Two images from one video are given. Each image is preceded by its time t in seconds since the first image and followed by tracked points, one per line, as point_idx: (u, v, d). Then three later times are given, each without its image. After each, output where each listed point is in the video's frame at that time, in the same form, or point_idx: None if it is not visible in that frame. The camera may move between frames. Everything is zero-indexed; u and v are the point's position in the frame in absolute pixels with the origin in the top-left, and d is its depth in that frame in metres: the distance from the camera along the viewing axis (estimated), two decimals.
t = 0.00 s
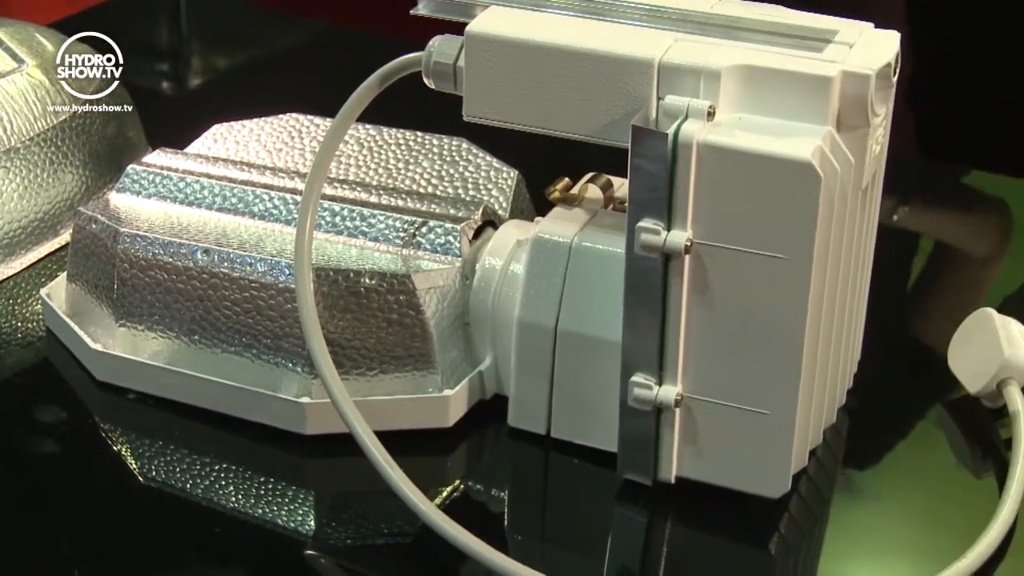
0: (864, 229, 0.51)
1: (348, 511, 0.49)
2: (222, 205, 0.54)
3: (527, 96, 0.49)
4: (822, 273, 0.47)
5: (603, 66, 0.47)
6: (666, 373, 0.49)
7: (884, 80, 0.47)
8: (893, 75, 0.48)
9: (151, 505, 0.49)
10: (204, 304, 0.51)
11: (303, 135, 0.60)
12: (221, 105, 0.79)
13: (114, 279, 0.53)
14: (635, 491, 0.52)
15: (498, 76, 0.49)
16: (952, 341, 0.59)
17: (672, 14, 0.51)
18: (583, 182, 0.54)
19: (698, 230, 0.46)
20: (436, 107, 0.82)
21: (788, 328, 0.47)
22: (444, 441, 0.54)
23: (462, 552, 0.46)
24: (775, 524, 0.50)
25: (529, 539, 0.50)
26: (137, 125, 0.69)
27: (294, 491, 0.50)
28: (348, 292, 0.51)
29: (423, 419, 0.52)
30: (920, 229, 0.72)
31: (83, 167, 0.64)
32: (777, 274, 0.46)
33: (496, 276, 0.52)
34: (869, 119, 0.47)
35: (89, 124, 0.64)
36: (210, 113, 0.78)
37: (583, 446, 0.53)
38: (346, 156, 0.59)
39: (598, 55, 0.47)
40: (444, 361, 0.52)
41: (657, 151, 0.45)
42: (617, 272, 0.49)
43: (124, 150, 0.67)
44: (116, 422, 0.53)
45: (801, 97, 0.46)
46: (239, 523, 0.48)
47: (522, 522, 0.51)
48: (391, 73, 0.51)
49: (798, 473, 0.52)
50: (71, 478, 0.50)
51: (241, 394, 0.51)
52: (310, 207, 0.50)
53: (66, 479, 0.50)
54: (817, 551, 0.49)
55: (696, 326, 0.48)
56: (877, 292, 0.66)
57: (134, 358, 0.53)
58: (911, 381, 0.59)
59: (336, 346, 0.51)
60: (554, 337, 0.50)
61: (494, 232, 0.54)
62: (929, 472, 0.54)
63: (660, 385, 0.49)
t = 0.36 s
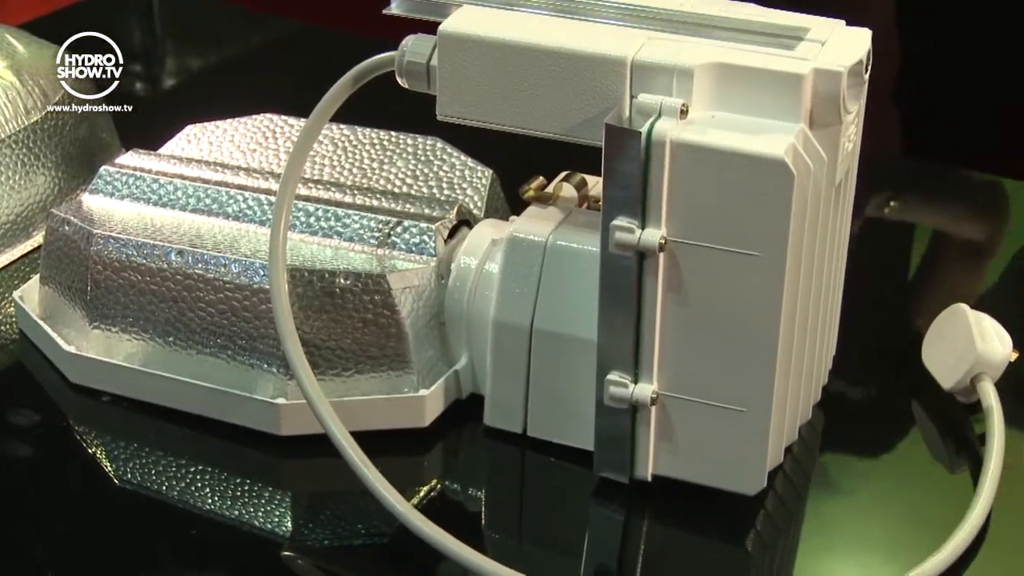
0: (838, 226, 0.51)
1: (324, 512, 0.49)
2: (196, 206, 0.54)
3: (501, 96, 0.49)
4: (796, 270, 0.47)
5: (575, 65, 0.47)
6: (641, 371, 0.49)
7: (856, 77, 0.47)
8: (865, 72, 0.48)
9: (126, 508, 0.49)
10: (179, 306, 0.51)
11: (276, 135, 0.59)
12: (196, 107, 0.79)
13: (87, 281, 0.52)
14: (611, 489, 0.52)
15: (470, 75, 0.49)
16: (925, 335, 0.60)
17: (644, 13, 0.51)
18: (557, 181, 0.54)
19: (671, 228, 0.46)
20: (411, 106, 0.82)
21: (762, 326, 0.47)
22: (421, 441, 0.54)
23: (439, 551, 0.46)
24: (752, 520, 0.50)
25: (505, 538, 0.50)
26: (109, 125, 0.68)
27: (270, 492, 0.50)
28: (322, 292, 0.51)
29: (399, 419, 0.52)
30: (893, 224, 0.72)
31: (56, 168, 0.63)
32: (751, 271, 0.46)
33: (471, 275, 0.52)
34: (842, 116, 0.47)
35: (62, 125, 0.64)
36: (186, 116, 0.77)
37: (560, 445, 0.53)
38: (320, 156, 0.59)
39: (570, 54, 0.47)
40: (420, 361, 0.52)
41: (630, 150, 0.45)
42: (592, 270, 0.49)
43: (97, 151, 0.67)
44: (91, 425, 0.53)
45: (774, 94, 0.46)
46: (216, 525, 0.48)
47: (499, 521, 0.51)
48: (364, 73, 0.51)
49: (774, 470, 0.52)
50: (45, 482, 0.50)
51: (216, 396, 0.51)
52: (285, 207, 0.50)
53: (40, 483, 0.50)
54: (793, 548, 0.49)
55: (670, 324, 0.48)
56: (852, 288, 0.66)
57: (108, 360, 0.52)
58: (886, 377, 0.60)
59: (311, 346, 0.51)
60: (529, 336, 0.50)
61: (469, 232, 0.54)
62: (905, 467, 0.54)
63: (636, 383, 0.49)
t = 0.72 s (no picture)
0: (816, 223, 0.52)
1: (306, 513, 0.49)
2: (175, 207, 0.54)
3: (480, 96, 0.49)
4: (775, 267, 0.47)
5: (553, 64, 0.47)
6: (622, 370, 0.49)
7: (833, 74, 0.47)
8: (842, 69, 0.48)
9: (107, 511, 0.48)
10: (158, 307, 0.51)
11: (255, 136, 0.59)
12: (175, 108, 0.79)
13: (65, 283, 0.52)
14: (593, 487, 0.52)
15: (449, 74, 0.49)
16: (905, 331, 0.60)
17: (623, 11, 0.51)
18: (537, 180, 0.54)
19: (651, 226, 0.46)
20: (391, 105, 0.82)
21: (741, 323, 0.47)
22: (402, 441, 0.54)
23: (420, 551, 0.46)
24: (733, 518, 0.50)
25: (487, 538, 0.50)
26: (87, 128, 0.68)
27: (251, 493, 0.50)
28: (302, 293, 0.51)
29: (380, 419, 0.52)
30: (875, 221, 0.72)
31: (32, 170, 0.63)
32: (730, 269, 0.46)
33: (451, 275, 0.52)
34: (819, 113, 0.48)
35: (39, 127, 0.63)
36: (165, 118, 0.77)
37: (541, 443, 0.53)
38: (299, 156, 0.59)
39: (548, 53, 0.47)
40: (400, 361, 0.52)
41: (609, 149, 0.45)
42: (571, 269, 0.49)
43: (74, 152, 0.66)
44: (70, 428, 0.53)
45: (751, 91, 0.46)
46: (197, 527, 0.48)
47: (481, 521, 0.51)
48: (343, 73, 0.51)
49: (754, 467, 0.52)
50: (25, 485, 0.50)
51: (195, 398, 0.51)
52: (264, 208, 0.50)
53: (19, 487, 0.49)
54: (774, 545, 0.50)
55: (650, 322, 0.48)
56: (832, 285, 0.66)
57: (87, 363, 0.52)
58: (866, 373, 0.60)
59: (291, 347, 0.51)
60: (509, 335, 0.50)
61: (449, 231, 0.54)
62: (886, 464, 0.54)
63: (616, 381, 0.49)
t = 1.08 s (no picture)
0: (795, 220, 0.52)
1: (288, 513, 0.49)
2: (154, 208, 0.54)
3: (459, 95, 0.49)
4: (755, 265, 0.47)
5: (532, 63, 0.47)
6: (603, 368, 0.49)
7: (811, 73, 0.48)
8: (820, 68, 0.48)
9: (88, 513, 0.48)
10: (137, 309, 0.51)
11: (235, 136, 0.59)
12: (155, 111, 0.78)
13: (44, 285, 0.52)
14: (574, 486, 0.52)
15: (428, 74, 0.49)
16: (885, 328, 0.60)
17: (600, 11, 0.51)
18: (517, 179, 0.54)
19: (631, 225, 0.46)
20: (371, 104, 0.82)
21: (722, 320, 0.47)
22: (383, 441, 0.54)
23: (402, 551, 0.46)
24: (715, 515, 0.51)
25: (469, 538, 0.50)
26: (66, 129, 0.67)
27: (233, 494, 0.50)
28: (282, 293, 0.51)
29: (361, 419, 0.52)
30: (853, 217, 0.73)
31: (9, 171, 0.62)
32: (710, 267, 0.46)
33: (431, 275, 0.52)
34: (798, 111, 0.48)
35: (15, 128, 0.63)
36: (144, 121, 0.77)
37: (522, 442, 0.53)
38: (279, 156, 0.58)
39: (528, 53, 0.47)
40: (381, 361, 0.52)
41: (589, 147, 0.45)
42: (551, 268, 0.49)
43: (52, 154, 0.65)
44: (50, 430, 0.52)
45: (729, 89, 0.46)
46: (179, 529, 0.48)
47: (463, 520, 0.51)
48: (322, 73, 0.51)
49: (736, 465, 0.52)
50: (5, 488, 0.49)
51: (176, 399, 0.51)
52: (243, 208, 0.49)
53: None
54: (756, 542, 0.50)
55: (631, 320, 0.48)
56: (812, 282, 0.66)
57: (66, 365, 0.52)
58: (847, 369, 0.60)
59: (272, 348, 0.51)
60: (490, 334, 0.50)
61: (429, 231, 0.54)
62: (867, 461, 0.54)
63: (597, 380, 0.49)
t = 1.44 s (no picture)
0: (779, 218, 0.52)
1: (273, 514, 0.49)
2: (137, 209, 0.54)
3: (443, 95, 0.49)
4: (739, 263, 0.47)
5: (515, 63, 0.47)
6: (587, 367, 0.49)
7: (793, 71, 0.48)
8: (803, 66, 0.49)
9: (72, 515, 0.48)
10: (121, 310, 0.51)
11: (218, 137, 0.59)
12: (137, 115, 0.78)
13: (27, 286, 0.52)
14: (559, 485, 0.52)
15: (411, 74, 0.49)
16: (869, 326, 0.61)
17: (583, 10, 0.51)
18: (501, 178, 0.54)
19: (614, 224, 0.46)
20: (356, 104, 0.82)
21: (705, 318, 0.47)
22: (368, 441, 0.54)
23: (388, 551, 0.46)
24: (700, 513, 0.51)
25: (454, 537, 0.50)
26: (48, 131, 0.65)
27: (218, 495, 0.50)
28: (266, 294, 0.51)
29: (346, 419, 0.52)
30: (836, 215, 0.73)
31: None
32: (693, 266, 0.46)
33: (416, 274, 0.52)
34: (780, 109, 0.48)
35: None
36: (128, 124, 0.77)
37: (507, 442, 0.53)
38: (263, 156, 0.58)
39: (511, 52, 0.47)
40: (366, 362, 0.52)
41: (572, 146, 0.45)
42: (535, 267, 0.49)
43: (34, 156, 0.63)
44: (34, 432, 0.52)
45: (711, 88, 0.46)
46: (163, 531, 0.48)
47: (449, 520, 0.51)
48: (305, 73, 0.51)
49: (721, 463, 0.53)
50: None
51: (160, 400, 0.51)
52: (227, 209, 0.49)
53: None
54: (741, 540, 0.50)
55: (615, 318, 0.48)
56: (797, 280, 0.67)
57: (49, 366, 0.52)
58: (831, 367, 0.60)
59: (256, 348, 0.51)
60: (475, 334, 0.50)
61: (414, 230, 0.54)
62: (851, 458, 0.54)
63: (582, 378, 0.49)
